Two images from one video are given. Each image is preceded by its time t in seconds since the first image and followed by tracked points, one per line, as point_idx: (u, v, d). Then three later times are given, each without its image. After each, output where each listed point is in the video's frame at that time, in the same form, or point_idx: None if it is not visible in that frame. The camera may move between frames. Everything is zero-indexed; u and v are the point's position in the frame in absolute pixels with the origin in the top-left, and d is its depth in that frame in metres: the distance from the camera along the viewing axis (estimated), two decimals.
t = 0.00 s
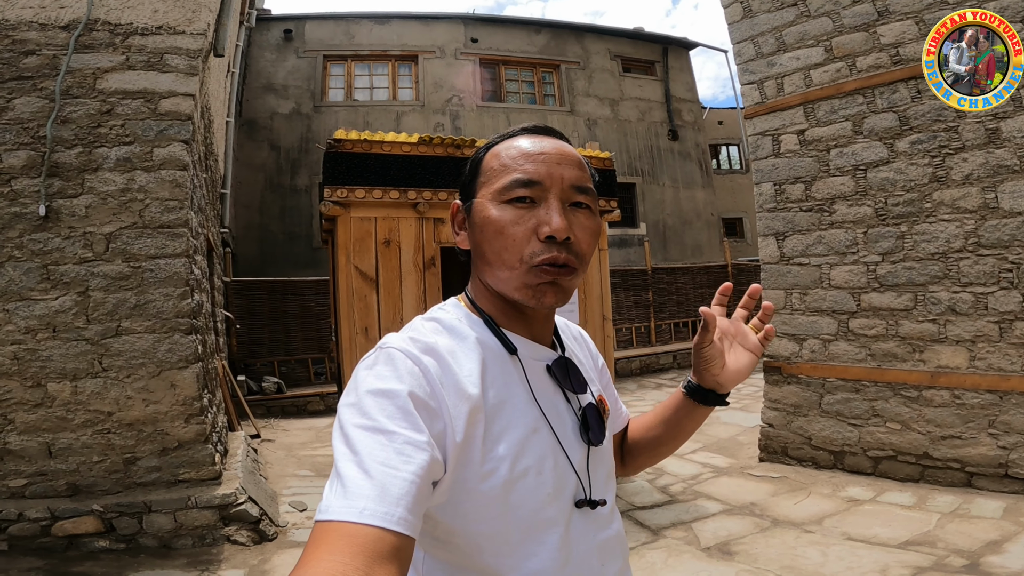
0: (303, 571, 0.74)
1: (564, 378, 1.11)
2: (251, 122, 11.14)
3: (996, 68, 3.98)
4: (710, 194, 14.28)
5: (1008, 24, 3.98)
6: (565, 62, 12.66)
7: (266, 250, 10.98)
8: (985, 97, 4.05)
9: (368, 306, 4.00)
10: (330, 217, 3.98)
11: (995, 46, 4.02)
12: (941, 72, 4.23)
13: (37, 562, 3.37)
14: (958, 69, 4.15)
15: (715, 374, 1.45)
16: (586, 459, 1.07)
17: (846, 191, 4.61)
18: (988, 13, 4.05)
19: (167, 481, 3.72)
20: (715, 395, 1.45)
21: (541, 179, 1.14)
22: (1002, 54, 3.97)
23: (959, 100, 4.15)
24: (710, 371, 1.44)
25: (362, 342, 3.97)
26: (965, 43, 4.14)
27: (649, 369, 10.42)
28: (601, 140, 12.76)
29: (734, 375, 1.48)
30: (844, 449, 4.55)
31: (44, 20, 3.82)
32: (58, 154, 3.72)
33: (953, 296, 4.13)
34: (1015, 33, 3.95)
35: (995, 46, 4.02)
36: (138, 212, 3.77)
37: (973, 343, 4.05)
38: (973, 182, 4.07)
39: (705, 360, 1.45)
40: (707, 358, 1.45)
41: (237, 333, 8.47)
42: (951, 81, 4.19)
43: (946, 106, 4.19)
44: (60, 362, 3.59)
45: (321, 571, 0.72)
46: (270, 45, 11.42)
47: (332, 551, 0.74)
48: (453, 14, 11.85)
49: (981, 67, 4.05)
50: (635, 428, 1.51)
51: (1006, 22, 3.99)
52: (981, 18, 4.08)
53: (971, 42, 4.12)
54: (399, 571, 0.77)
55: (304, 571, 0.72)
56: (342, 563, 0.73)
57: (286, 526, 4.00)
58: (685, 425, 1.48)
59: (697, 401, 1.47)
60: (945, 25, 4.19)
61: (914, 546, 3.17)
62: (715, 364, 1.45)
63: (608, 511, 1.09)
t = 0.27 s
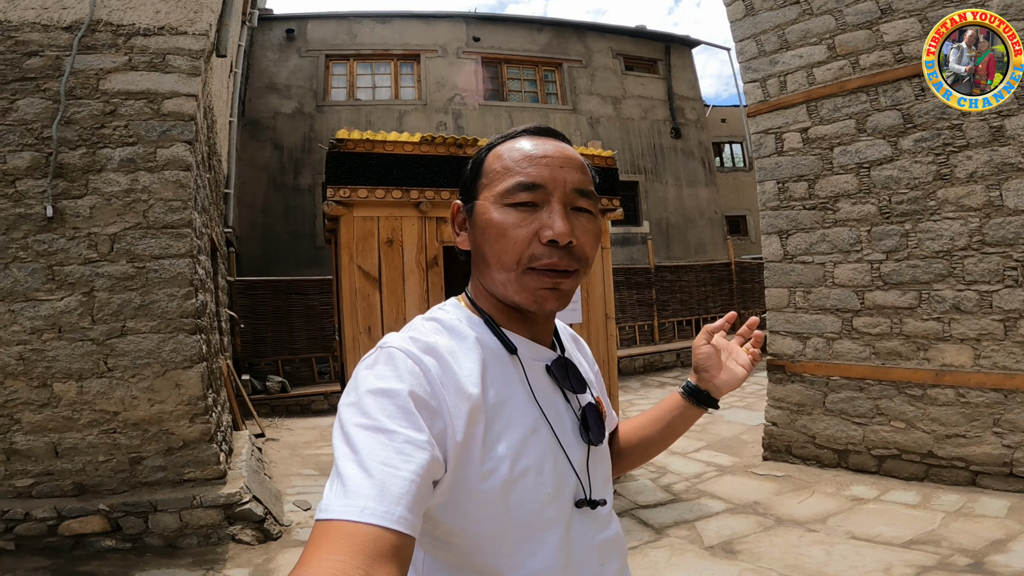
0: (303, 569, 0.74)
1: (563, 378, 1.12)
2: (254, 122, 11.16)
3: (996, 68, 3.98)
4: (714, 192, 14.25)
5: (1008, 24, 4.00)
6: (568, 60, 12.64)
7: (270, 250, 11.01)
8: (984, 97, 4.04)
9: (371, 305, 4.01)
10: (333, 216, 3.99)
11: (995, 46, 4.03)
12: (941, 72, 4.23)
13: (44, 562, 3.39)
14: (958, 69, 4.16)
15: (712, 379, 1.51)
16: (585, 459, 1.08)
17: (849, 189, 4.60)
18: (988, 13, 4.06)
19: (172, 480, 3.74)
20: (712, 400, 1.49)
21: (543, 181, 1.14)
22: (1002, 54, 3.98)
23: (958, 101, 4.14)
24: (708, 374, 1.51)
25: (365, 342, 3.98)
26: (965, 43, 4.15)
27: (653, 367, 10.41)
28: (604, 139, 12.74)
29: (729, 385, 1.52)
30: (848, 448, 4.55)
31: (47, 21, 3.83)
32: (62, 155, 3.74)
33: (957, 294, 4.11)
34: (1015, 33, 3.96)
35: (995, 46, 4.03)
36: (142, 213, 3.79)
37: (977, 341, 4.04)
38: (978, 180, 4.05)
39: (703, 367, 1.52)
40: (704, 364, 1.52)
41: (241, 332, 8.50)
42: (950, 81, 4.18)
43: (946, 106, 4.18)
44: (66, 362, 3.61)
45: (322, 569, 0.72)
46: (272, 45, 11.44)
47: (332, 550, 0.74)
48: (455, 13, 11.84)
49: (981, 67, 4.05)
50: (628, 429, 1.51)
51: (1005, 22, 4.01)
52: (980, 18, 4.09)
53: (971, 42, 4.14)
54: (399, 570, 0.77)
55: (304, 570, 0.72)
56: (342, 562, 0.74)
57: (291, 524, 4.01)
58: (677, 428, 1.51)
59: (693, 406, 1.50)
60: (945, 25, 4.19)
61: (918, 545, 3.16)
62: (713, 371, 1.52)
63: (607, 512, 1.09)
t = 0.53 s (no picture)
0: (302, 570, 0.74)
1: (563, 380, 1.11)
2: (257, 117, 11.16)
3: (996, 68, 3.97)
4: (718, 188, 14.19)
5: (1008, 24, 3.98)
6: (572, 56, 12.59)
7: (273, 245, 11.02)
8: (985, 97, 4.03)
9: (373, 301, 4.01)
10: (335, 213, 3.99)
11: (995, 46, 4.01)
12: (941, 72, 4.22)
13: (48, 556, 3.41)
14: (958, 69, 4.15)
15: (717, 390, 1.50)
16: (585, 460, 1.07)
17: (855, 186, 4.57)
18: (988, 13, 4.04)
19: (175, 476, 3.76)
20: (716, 410, 1.48)
21: (534, 179, 1.13)
22: (1002, 54, 3.96)
23: (959, 101, 4.13)
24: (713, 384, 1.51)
25: (367, 338, 3.98)
26: (965, 43, 4.14)
27: (655, 363, 10.41)
28: (607, 135, 12.69)
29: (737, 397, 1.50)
30: (850, 447, 4.54)
31: (49, 17, 3.83)
32: (66, 151, 3.74)
33: (962, 293, 4.09)
34: (1015, 33, 3.95)
35: (996, 46, 4.01)
36: (145, 209, 3.79)
37: (982, 340, 4.02)
38: (984, 179, 4.02)
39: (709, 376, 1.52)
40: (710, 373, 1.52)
41: (245, 327, 8.52)
42: (951, 81, 4.17)
43: (947, 106, 4.17)
44: (69, 357, 3.63)
45: (320, 571, 0.72)
46: (275, 40, 11.42)
47: (331, 552, 0.74)
48: (459, 8, 11.80)
49: (981, 67, 4.04)
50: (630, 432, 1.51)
51: (1005, 22, 3.99)
52: (981, 18, 4.07)
53: (971, 42, 4.12)
54: (399, 571, 0.77)
55: (303, 571, 0.72)
56: (341, 564, 0.74)
57: (292, 520, 4.03)
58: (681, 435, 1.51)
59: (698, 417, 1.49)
60: (945, 24, 4.18)
61: (919, 545, 3.16)
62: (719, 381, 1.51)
63: (605, 514, 1.09)
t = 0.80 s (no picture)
0: (301, 569, 0.73)
1: (561, 379, 1.11)
2: (259, 118, 11.17)
3: (996, 68, 3.95)
4: (721, 185, 14.15)
5: (1008, 24, 3.96)
6: (573, 54, 12.57)
7: (276, 245, 11.04)
8: (985, 97, 4.02)
9: (375, 301, 4.01)
10: (336, 212, 4.00)
11: (995, 46, 3.99)
12: (941, 72, 4.20)
13: (52, 558, 3.42)
14: (958, 69, 4.13)
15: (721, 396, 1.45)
16: (583, 460, 1.07)
17: (858, 183, 4.55)
18: (988, 13, 4.02)
19: (179, 476, 3.76)
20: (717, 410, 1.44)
21: (536, 179, 1.13)
22: (1002, 54, 3.94)
23: (959, 101, 4.12)
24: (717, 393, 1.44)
25: (369, 337, 3.98)
26: (965, 43, 4.11)
27: (659, 362, 10.39)
28: (609, 133, 12.67)
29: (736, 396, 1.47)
30: (855, 444, 4.52)
31: (48, 19, 3.83)
32: (67, 152, 3.75)
33: (967, 289, 4.07)
34: (1015, 34, 3.92)
35: (995, 46, 3.99)
36: (146, 210, 3.80)
37: (987, 337, 3.99)
38: (989, 175, 4.00)
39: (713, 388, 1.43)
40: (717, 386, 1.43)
41: (248, 327, 8.54)
42: (951, 81, 4.15)
43: (945, 105, 4.17)
44: (72, 359, 3.64)
45: (320, 569, 0.72)
46: (276, 40, 11.42)
47: (330, 550, 0.74)
48: (459, 7, 11.79)
49: (981, 67, 4.02)
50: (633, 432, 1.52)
51: (1005, 22, 3.97)
52: (981, 18, 4.05)
53: (971, 42, 4.10)
54: (398, 570, 0.76)
55: (302, 569, 0.72)
56: (340, 562, 0.73)
57: (296, 520, 4.04)
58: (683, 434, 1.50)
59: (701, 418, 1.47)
60: (945, 25, 4.16)
61: (924, 543, 3.14)
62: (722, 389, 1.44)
63: (604, 514, 1.09)
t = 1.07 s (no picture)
0: (301, 571, 0.73)
1: (561, 381, 1.10)
2: (260, 115, 11.16)
3: (996, 68, 3.95)
4: (722, 183, 14.12)
5: (1008, 25, 3.97)
6: (573, 51, 12.53)
7: (276, 243, 11.04)
8: (985, 97, 4.02)
9: (375, 299, 4.01)
10: (336, 210, 3.99)
11: (995, 46, 3.99)
12: (941, 72, 4.19)
13: (53, 556, 3.43)
14: (958, 69, 4.12)
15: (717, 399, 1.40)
16: (583, 461, 1.06)
17: (859, 181, 4.54)
18: (988, 13, 4.03)
19: (179, 475, 3.77)
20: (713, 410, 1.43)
21: (534, 180, 1.12)
22: (1002, 54, 3.94)
23: (959, 101, 4.12)
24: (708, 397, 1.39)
25: (370, 336, 3.97)
26: (965, 43, 4.11)
27: (660, 359, 10.39)
28: (610, 130, 12.64)
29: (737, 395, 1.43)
30: (856, 443, 4.51)
31: (47, 17, 3.83)
32: (67, 151, 3.75)
33: (969, 288, 4.05)
34: (1015, 33, 3.93)
35: (995, 47, 3.99)
36: (146, 208, 3.80)
37: (989, 336, 3.98)
38: (991, 173, 3.98)
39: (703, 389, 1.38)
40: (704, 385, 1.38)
41: (249, 325, 8.54)
42: (951, 81, 4.15)
43: (945, 105, 4.17)
44: (73, 357, 3.64)
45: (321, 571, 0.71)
46: (276, 38, 11.40)
47: (330, 551, 0.73)
48: (460, 4, 11.76)
49: (981, 67, 4.02)
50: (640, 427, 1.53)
51: (1005, 22, 3.97)
52: (980, 18, 4.06)
53: (971, 42, 4.10)
54: (398, 572, 0.76)
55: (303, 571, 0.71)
56: (340, 563, 0.73)
57: (297, 518, 4.04)
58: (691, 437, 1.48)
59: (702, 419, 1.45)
60: (945, 25, 4.16)
61: (925, 542, 3.14)
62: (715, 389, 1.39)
63: (603, 515, 1.08)
